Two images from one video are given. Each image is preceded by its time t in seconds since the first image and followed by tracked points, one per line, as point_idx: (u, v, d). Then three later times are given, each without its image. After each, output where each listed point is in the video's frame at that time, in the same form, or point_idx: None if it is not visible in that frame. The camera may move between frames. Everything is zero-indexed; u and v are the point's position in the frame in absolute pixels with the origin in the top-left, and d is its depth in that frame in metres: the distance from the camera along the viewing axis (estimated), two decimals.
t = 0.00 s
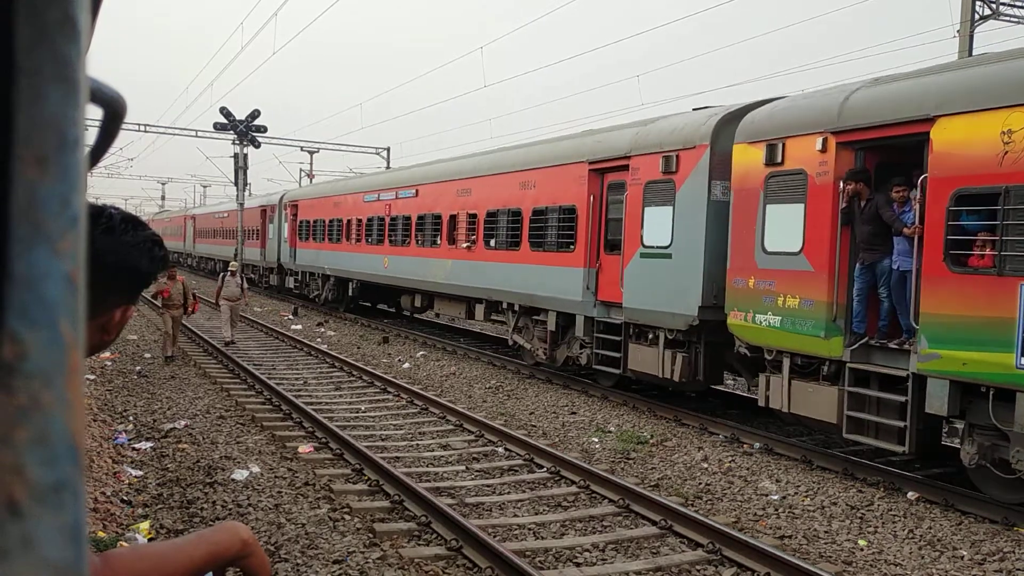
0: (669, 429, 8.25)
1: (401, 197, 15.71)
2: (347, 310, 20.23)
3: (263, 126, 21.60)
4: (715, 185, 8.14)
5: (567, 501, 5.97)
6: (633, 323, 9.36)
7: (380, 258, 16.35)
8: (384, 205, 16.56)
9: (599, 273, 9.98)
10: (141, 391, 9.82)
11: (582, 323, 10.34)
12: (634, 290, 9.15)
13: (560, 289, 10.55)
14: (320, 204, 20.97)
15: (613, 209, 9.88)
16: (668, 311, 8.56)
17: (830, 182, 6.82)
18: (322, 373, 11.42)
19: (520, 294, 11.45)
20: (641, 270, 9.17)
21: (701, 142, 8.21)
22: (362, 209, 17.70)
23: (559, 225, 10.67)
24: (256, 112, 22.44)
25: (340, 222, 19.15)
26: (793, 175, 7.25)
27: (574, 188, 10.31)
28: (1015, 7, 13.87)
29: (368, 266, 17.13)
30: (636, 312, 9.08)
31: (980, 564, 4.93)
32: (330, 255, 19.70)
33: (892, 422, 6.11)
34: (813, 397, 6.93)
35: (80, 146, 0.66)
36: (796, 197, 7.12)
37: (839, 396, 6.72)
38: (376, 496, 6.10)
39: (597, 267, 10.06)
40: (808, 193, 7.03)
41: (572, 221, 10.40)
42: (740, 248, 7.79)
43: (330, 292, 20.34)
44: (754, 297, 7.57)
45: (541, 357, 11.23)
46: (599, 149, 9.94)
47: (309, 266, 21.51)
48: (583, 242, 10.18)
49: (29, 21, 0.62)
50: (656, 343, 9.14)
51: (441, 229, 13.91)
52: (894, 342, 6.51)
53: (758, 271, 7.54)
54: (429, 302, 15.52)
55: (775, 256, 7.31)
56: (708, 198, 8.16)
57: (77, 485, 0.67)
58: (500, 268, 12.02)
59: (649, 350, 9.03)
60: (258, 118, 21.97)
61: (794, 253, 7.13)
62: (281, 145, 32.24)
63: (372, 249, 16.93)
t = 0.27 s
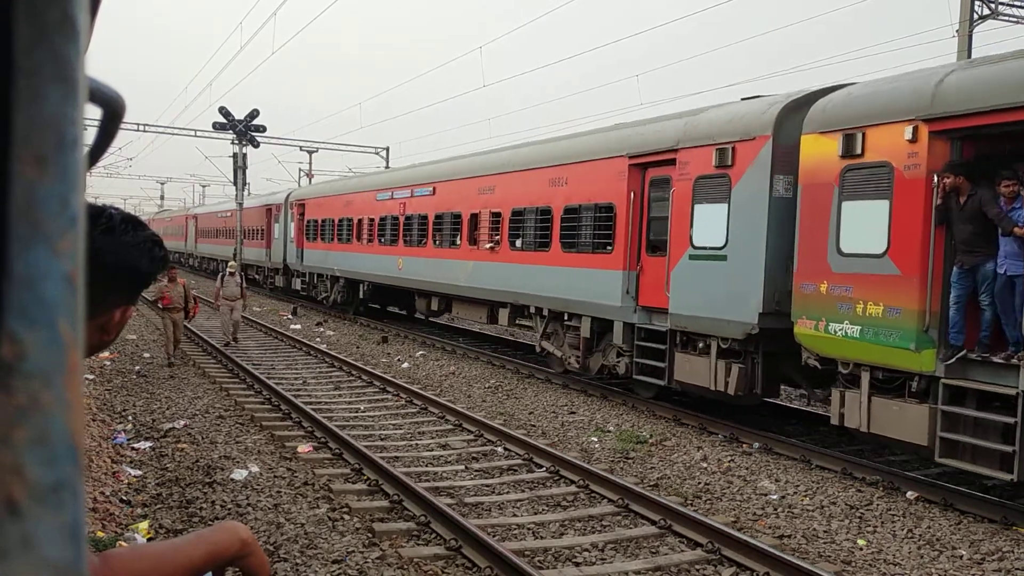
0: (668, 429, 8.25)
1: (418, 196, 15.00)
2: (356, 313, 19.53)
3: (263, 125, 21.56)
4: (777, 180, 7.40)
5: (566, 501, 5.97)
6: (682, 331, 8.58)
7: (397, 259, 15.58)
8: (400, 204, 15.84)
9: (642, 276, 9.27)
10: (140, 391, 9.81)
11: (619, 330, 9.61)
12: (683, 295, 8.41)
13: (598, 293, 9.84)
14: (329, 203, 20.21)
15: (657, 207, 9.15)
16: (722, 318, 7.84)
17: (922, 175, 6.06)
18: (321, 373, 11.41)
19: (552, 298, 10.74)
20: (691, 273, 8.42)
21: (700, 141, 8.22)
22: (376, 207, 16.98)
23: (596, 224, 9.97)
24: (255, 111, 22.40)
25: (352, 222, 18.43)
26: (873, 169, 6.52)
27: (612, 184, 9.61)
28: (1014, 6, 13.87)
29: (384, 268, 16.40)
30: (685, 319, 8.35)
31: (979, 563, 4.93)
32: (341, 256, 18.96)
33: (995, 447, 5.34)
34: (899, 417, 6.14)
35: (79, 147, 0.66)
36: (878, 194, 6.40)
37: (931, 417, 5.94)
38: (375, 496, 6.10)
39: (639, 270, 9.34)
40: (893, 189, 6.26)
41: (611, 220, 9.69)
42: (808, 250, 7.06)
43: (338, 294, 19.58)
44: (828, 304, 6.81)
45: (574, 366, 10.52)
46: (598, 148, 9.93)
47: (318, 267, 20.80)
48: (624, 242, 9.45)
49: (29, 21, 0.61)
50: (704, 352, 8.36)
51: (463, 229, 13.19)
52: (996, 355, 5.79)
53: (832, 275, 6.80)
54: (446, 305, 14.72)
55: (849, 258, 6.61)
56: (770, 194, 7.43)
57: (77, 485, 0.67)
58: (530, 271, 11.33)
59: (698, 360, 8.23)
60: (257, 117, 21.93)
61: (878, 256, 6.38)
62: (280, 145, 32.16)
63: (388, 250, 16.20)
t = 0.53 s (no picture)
0: (668, 429, 8.25)
1: (433, 193, 14.22)
2: (367, 316, 18.84)
3: (262, 125, 21.53)
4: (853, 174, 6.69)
5: (565, 501, 5.97)
6: (738, 340, 7.85)
7: (411, 259, 14.76)
8: (412, 202, 15.06)
9: (691, 279, 8.55)
10: (140, 391, 9.81)
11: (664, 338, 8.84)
12: (739, 300, 7.70)
13: (641, 298, 9.03)
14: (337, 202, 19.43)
15: (708, 204, 8.43)
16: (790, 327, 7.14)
17: None
18: (321, 373, 11.41)
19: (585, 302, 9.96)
20: (749, 278, 7.69)
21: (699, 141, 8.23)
22: (387, 206, 16.18)
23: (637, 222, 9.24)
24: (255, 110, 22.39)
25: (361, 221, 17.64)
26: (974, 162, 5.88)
27: (654, 180, 8.87)
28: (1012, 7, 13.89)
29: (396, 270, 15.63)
30: (742, 327, 7.65)
31: (979, 563, 4.94)
32: (348, 256, 18.14)
33: None
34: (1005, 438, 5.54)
35: (79, 147, 0.66)
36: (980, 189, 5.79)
37: None
38: (374, 496, 6.10)
39: (688, 273, 8.62)
40: (1002, 183, 5.63)
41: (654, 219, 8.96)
42: (894, 249, 6.41)
43: (347, 297, 18.87)
44: (920, 311, 6.15)
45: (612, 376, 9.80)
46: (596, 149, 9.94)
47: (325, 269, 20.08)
48: (669, 242, 8.71)
49: (29, 22, 0.61)
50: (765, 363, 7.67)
51: (483, 228, 12.42)
52: None
53: (924, 280, 6.15)
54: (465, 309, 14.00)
55: (947, 261, 5.96)
56: (846, 188, 6.72)
57: (76, 485, 0.67)
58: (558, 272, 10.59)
59: (760, 373, 7.51)
60: (256, 117, 21.90)
61: (983, 258, 5.73)
62: (280, 145, 32.10)
63: (400, 250, 15.44)
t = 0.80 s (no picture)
0: (668, 429, 8.26)
1: (455, 192, 13.51)
2: (379, 320, 18.10)
3: (262, 125, 21.53)
4: (949, 168, 5.93)
5: (565, 501, 5.97)
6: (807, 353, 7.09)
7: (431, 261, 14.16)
8: (433, 202, 14.34)
9: (750, 284, 7.77)
10: (140, 391, 9.82)
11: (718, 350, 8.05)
12: (810, 308, 6.94)
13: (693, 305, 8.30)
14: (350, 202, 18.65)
15: (771, 202, 7.58)
16: (871, 339, 6.40)
17: None
18: (321, 373, 11.41)
19: (628, 309, 9.28)
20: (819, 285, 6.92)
21: (699, 140, 8.24)
22: (405, 205, 15.47)
23: (687, 222, 8.46)
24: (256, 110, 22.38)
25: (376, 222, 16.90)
26: None
27: (708, 176, 8.12)
28: (1012, 7, 13.91)
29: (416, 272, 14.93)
30: (812, 338, 6.92)
31: (979, 563, 4.94)
32: (363, 258, 17.46)
33: None
34: None
35: (79, 147, 0.66)
36: None
37: None
38: (374, 496, 6.10)
39: (747, 278, 7.84)
40: None
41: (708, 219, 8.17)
42: (998, 255, 5.72)
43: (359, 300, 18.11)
44: None
45: (656, 388, 9.07)
46: (595, 149, 9.95)
47: (335, 271, 19.33)
48: (726, 244, 7.93)
49: (29, 21, 0.61)
50: (837, 378, 6.91)
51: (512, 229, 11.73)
52: None
53: None
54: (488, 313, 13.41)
55: None
56: (942, 186, 5.92)
57: (76, 485, 0.66)
58: (597, 276, 9.90)
59: (835, 390, 6.72)
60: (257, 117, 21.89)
61: None
62: (280, 145, 32.06)
63: (421, 252, 14.74)
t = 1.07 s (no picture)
0: (668, 429, 8.26)
1: (480, 190, 12.76)
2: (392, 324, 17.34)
3: (263, 126, 21.53)
4: None
5: (566, 501, 5.97)
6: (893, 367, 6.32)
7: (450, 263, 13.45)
8: (455, 200, 13.61)
9: (823, 289, 7.00)
10: (141, 391, 9.83)
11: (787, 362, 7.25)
12: (898, 317, 6.17)
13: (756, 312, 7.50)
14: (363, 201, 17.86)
15: (846, 198, 6.85)
16: (974, 355, 5.62)
17: None
18: (322, 373, 11.42)
19: (673, 315, 8.53)
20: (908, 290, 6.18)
21: (699, 140, 8.24)
22: (423, 204, 14.70)
23: (746, 221, 7.70)
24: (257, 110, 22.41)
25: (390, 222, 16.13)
26: None
27: (773, 169, 7.36)
28: (1013, 8, 13.92)
29: (434, 275, 14.14)
30: (897, 352, 6.16)
31: (979, 564, 4.93)
32: (376, 260, 16.70)
33: None
34: None
35: (79, 147, 0.65)
36: None
37: None
38: (375, 496, 6.10)
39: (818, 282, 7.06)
40: None
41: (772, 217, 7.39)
42: None
43: (371, 303, 17.38)
44: None
45: (707, 404, 8.30)
46: (596, 149, 9.97)
47: (345, 273, 18.57)
48: (795, 245, 7.15)
49: (28, 21, 0.61)
50: (928, 397, 6.12)
51: (544, 228, 10.99)
52: None
53: None
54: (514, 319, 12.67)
55: None
56: None
57: (76, 485, 0.67)
58: (636, 279, 9.15)
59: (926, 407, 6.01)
60: (258, 117, 21.90)
61: None
62: (281, 145, 32.04)
63: (439, 253, 13.96)
